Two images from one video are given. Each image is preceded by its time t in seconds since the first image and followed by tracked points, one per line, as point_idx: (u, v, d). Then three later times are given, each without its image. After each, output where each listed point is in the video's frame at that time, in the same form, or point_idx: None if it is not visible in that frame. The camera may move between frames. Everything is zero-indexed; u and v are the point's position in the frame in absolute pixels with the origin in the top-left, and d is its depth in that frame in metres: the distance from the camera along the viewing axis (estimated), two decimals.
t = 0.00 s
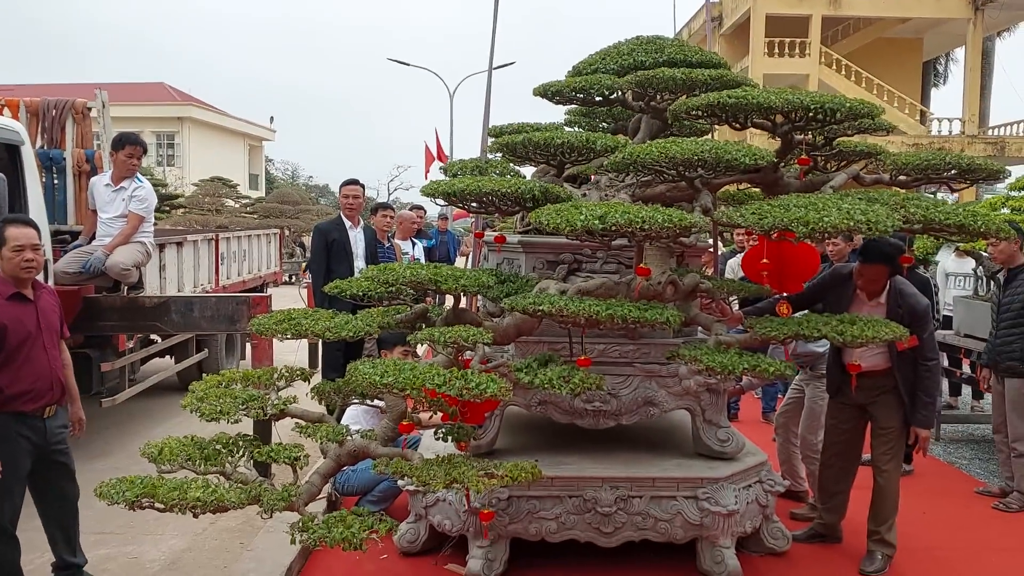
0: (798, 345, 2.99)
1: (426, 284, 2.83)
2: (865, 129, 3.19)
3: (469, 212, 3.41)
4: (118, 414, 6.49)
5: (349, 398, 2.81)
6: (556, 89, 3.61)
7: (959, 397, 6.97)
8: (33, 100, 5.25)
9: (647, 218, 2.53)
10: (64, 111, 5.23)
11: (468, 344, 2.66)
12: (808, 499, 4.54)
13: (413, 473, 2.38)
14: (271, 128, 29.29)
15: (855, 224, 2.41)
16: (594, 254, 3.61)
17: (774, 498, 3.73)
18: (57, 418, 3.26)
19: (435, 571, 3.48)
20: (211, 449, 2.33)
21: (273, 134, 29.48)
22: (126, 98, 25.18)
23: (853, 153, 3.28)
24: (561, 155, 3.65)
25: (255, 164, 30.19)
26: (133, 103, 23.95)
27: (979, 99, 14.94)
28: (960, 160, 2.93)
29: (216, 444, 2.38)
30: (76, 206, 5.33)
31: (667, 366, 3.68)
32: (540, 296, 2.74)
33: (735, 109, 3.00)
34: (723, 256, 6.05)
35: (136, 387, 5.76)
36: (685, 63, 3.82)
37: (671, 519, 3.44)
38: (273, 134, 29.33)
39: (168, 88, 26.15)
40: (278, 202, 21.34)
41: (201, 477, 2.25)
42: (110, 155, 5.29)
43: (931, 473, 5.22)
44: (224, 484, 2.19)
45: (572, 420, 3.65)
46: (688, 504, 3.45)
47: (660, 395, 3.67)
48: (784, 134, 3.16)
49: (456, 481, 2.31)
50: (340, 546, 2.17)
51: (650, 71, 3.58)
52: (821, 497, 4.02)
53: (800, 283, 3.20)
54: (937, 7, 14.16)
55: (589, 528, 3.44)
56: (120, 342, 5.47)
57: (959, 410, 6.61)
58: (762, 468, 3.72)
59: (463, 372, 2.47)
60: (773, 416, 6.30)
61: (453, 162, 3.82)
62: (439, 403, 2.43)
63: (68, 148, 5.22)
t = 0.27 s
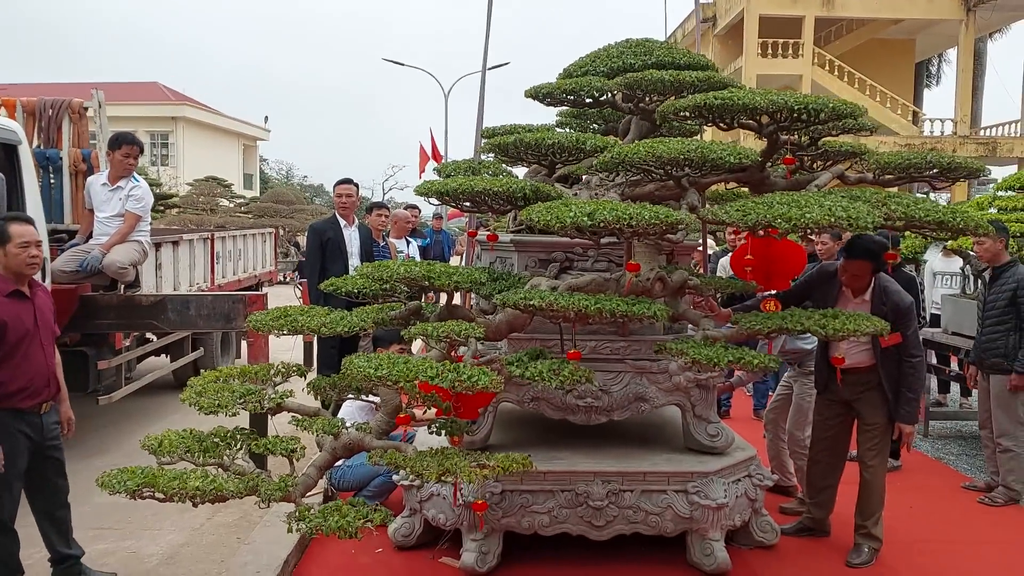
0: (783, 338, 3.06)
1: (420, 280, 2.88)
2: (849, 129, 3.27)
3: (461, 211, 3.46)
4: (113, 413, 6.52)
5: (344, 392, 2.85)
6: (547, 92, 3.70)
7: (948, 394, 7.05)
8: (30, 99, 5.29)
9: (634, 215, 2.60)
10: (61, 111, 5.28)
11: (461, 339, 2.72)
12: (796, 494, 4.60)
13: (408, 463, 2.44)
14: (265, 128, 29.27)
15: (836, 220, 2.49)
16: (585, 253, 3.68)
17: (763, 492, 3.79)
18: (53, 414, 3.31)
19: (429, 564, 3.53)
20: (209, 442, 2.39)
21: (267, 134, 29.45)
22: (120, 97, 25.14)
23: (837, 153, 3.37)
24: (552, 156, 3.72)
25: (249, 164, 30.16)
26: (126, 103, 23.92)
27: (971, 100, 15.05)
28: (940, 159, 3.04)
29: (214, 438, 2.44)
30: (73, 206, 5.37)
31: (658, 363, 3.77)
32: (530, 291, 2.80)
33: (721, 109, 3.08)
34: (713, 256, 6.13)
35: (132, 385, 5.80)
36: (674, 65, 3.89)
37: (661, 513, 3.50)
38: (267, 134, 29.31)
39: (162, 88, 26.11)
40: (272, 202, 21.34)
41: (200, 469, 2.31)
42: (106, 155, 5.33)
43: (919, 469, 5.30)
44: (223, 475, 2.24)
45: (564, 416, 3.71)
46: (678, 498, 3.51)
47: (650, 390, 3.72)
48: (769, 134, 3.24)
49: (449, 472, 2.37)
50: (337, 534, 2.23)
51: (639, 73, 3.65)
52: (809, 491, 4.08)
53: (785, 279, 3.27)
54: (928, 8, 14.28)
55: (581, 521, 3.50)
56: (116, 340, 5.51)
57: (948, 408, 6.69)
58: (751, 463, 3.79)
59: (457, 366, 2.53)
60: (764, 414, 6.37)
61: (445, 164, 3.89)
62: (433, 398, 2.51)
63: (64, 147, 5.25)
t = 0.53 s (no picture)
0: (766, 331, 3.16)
1: (414, 276, 2.93)
2: (831, 129, 3.40)
3: (455, 210, 3.54)
4: (110, 412, 6.57)
5: (340, 385, 2.91)
6: (538, 95, 3.82)
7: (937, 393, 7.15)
8: (29, 101, 5.34)
9: (621, 211, 2.68)
10: (59, 112, 5.32)
11: (453, 332, 2.79)
12: (785, 489, 4.68)
13: (403, 451, 2.51)
14: (260, 130, 29.30)
15: (816, 216, 2.58)
16: (576, 252, 3.75)
17: (752, 486, 3.87)
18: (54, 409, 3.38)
19: (424, 557, 3.60)
20: (210, 432, 2.46)
21: (262, 136, 29.48)
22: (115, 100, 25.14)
23: (821, 152, 3.50)
24: (543, 157, 3.82)
25: (244, 166, 30.18)
26: (121, 105, 23.92)
27: (962, 103, 15.20)
28: (920, 159, 3.18)
29: (215, 429, 2.50)
30: (71, 206, 5.43)
31: (648, 359, 3.84)
32: (522, 286, 2.88)
33: (707, 110, 3.18)
34: (704, 256, 6.22)
35: (129, 384, 5.85)
36: (661, 68, 3.98)
37: (651, 506, 3.58)
38: (262, 136, 29.34)
39: (157, 90, 26.12)
40: (267, 204, 21.36)
41: (201, 458, 2.37)
42: (105, 156, 5.40)
43: (906, 465, 5.39)
44: (224, 463, 2.32)
45: (556, 412, 3.78)
46: (668, 491, 3.59)
47: (641, 386, 3.81)
48: (754, 134, 3.35)
49: (442, 460, 2.44)
50: (334, 519, 2.30)
51: (628, 76, 3.74)
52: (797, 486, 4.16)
53: (769, 277, 3.43)
54: (920, 12, 14.44)
55: (573, 514, 3.57)
56: (114, 339, 5.57)
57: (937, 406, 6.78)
58: (740, 457, 3.86)
59: (450, 357, 2.60)
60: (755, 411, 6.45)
61: (439, 166, 3.99)
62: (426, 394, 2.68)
63: (63, 148, 5.31)
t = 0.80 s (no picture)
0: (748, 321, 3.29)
1: (408, 270, 2.98)
2: (814, 127, 3.53)
3: (449, 207, 3.62)
4: (108, 410, 6.62)
5: (337, 376, 2.96)
6: (529, 95, 3.93)
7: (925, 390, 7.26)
8: (29, 101, 5.42)
9: (606, 206, 2.76)
10: (60, 113, 5.40)
11: (446, 323, 2.87)
12: (774, 482, 4.77)
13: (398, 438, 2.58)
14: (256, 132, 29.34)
15: (795, 209, 2.69)
16: (568, 248, 3.85)
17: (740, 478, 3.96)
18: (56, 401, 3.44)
19: (420, 547, 3.68)
20: (212, 420, 2.53)
21: (258, 138, 29.53)
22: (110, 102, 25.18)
23: (805, 150, 3.63)
24: (535, 155, 3.92)
25: (240, 168, 30.21)
26: (117, 107, 23.95)
27: (954, 105, 15.35)
28: (899, 157, 3.32)
29: (216, 417, 2.57)
30: (71, 205, 5.50)
31: (639, 354, 3.94)
32: (513, 278, 2.97)
33: (692, 109, 3.30)
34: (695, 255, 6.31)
35: (128, 382, 5.92)
36: (649, 69, 4.07)
37: (642, 496, 3.66)
38: (258, 138, 29.38)
39: (153, 92, 26.15)
40: (263, 205, 21.41)
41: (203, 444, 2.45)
42: (105, 156, 5.47)
43: (894, 459, 5.48)
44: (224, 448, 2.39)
45: (549, 406, 3.87)
46: (658, 482, 3.67)
47: (632, 380, 3.89)
48: (739, 133, 3.47)
49: (435, 446, 2.53)
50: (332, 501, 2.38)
51: (616, 76, 3.83)
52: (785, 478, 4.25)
53: (753, 272, 3.60)
54: (911, 15, 14.60)
55: (566, 504, 3.66)
56: (113, 336, 5.63)
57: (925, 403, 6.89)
58: (728, 449, 3.95)
59: (442, 347, 2.67)
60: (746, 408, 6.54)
61: (432, 166, 4.08)
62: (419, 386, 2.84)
63: (63, 148, 5.38)
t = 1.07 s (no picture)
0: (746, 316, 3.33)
1: (410, 267, 3.03)
2: (806, 127, 3.59)
3: (449, 206, 3.68)
4: (111, 408, 6.67)
5: (340, 372, 3.02)
6: (526, 96, 3.98)
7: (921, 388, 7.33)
8: (33, 102, 5.48)
9: (604, 202, 2.82)
10: (64, 113, 5.48)
11: (447, 318, 2.94)
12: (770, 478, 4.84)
13: (402, 430, 2.64)
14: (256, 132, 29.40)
15: (787, 205, 2.77)
16: (565, 247, 3.91)
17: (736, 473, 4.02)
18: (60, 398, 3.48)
19: (421, 541, 3.74)
20: (219, 414, 2.57)
21: (258, 138, 29.57)
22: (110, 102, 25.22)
23: (798, 150, 3.69)
24: (533, 156, 3.99)
25: (239, 168, 30.25)
26: (117, 108, 24.00)
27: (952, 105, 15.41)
28: (889, 154, 3.39)
29: (222, 411, 2.62)
30: (74, 205, 5.55)
31: (636, 351, 4.03)
32: (512, 274, 3.04)
33: (687, 109, 3.37)
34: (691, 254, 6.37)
35: (130, 380, 5.97)
36: (645, 70, 4.13)
37: (639, 490, 3.72)
38: (257, 139, 29.43)
39: (153, 92, 26.20)
40: (263, 206, 21.46)
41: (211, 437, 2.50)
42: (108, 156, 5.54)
43: (889, 456, 5.54)
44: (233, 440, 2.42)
45: (548, 402, 3.93)
46: (655, 476, 3.73)
47: (629, 376, 3.93)
48: (733, 132, 3.54)
49: (439, 437, 2.58)
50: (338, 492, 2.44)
51: (612, 77, 3.90)
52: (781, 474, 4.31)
53: (750, 270, 3.65)
54: (909, 16, 14.67)
55: (564, 499, 3.71)
56: (116, 335, 5.68)
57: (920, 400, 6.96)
58: (724, 445, 4.01)
59: (445, 341, 2.73)
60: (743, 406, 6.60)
61: (431, 166, 4.13)
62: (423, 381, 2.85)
63: (67, 148, 5.45)
